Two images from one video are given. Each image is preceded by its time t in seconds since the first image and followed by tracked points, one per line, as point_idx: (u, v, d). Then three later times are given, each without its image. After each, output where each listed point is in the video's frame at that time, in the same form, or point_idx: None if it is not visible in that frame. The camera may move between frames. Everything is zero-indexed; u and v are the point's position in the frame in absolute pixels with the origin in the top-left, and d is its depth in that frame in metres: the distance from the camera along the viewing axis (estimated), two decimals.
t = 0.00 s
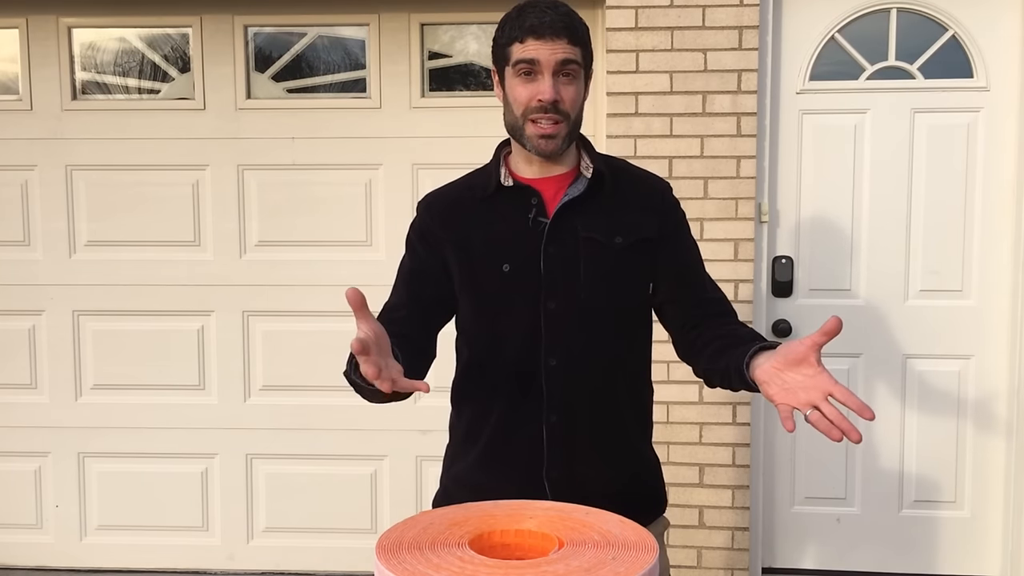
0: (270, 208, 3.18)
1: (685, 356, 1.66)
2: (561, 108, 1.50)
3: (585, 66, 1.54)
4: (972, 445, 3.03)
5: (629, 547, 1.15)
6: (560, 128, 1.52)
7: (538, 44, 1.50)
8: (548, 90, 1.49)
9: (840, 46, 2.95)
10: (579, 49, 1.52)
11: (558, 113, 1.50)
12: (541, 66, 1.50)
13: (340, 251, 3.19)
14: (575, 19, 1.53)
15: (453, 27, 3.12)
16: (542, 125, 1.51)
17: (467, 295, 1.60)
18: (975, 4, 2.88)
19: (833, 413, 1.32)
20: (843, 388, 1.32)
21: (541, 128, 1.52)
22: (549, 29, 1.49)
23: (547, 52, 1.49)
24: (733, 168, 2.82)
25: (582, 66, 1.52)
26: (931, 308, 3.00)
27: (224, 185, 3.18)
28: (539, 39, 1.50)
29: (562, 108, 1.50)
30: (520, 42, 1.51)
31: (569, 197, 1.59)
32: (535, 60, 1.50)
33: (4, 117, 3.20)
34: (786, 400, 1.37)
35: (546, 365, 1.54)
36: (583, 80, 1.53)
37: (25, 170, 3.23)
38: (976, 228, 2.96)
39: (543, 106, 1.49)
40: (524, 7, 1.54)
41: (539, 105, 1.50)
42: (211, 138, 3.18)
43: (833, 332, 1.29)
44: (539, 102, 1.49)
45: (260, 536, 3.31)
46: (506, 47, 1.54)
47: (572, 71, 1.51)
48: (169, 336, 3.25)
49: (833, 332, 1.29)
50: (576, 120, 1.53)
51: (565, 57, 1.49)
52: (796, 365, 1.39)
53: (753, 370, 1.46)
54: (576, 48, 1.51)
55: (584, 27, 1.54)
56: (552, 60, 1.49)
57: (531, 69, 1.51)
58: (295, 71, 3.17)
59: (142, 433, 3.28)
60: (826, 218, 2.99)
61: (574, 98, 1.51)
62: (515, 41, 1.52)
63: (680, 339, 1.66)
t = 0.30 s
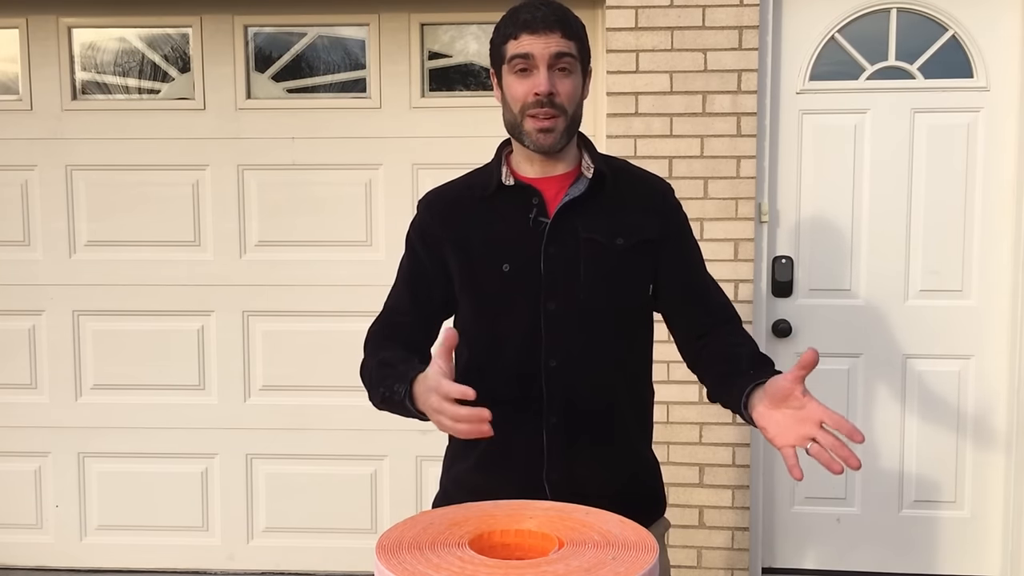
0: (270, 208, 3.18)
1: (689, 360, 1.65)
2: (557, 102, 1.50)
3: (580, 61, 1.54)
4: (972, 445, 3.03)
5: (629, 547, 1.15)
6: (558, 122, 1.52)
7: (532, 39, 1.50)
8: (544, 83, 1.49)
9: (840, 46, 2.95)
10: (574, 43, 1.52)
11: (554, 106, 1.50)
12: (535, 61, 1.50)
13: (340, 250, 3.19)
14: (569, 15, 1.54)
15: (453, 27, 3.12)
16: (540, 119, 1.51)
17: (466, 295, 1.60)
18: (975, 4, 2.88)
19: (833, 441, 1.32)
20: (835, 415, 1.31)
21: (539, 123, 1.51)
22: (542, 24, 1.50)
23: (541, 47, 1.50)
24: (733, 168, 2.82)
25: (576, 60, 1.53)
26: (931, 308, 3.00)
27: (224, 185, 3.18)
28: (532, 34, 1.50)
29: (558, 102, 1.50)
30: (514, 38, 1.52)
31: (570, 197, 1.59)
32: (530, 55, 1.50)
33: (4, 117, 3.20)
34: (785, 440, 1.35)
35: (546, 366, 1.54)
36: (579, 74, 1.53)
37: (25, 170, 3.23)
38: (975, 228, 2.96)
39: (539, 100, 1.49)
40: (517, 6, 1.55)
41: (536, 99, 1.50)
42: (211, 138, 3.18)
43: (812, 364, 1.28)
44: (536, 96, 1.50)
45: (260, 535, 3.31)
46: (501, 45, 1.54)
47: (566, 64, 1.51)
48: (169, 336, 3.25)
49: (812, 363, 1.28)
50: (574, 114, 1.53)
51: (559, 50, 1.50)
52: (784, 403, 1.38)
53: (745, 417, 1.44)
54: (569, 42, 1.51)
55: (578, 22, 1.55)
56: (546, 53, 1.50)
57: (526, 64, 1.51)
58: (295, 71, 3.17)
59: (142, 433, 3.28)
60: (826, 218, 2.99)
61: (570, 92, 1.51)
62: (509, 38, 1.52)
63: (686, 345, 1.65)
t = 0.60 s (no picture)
0: (270, 208, 3.18)
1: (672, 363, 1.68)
2: (557, 100, 1.50)
3: (582, 60, 1.54)
4: (972, 445, 3.03)
5: (630, 547, 1.15)
6: (557, 121, 1.52)
7: (533, 36, 1.50)
8: (544, 80, 1.49)
9: (840, 46, 2.95)
10: (575, 42, 1.52)
11: (553, 104, 1.50)
12: (535, 57, 1.50)
13: (341, 250, 3.19)
14: (571, 14, 1.54)
15: (453, 27, 3.12)
16: (539, 117, 1.51)
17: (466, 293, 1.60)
18: (975, 4, 2.88)
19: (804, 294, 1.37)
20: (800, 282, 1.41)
21: (537, 121, 1.51)
22: (544, 21, 1.50)
23: (542, 43, 1.49)
24: (733, 168, 2.82)
25: (577, 57, 1.52)
26: (931, 308, 3.00)
27: (224, 185, 3.18)
28: (534, 31, 1.50)
29: (558, 99, 1.50)
30: (516, 35, 1.52)
31: (572, 194, 1.59)
32: (530, 52, 1.50)
33: (4, 117, 3.20)
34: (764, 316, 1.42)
35: (545, 364, 1.54)
36: (580, 72, 1.53)
37: (25, 170, 3.23)
38: (975, 228, 2.96)
39: (538, 97, 1.49)
40: (520, 4, 1.55)
41: (535, 97, 1.50)
42: (211, 138, 3.18)
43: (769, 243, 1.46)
44: (535, 93, 1.49)
45: (260, 535, 3.31)
46: (503, 42, 1.55)
47: (567, 62, 1.51)
48: (169, 336, 3.25)
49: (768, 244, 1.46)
50: (574, 113, 1.53)
51: (560, 48, 1.50)
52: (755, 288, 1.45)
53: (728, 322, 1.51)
54: (571, 40, 1.51)
55: (581, 22, 1.55)
56: (547, 50, 1.50)
57: (527, 61, 1.51)
58: (295, 71, 3.17)
59: (142, 433, 3.28)
60: (826, 218, 2.99)
61: (571, 90, 1.51)
62: (511, 34, 1.53)
63: (672, 352, 1.68)
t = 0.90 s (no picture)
0: (270, 208, 3.18)
1: (670, 363, 1.69)
2: (562, 104, 1.50)
3: (588, 65, 1.55)
4: (973, 445, 3.03)
5: (629, 547, 1.15)
6: (560, 126, 1.52)
7: (542, 37, 1.50)
8: (551, 84, 1.49)
9: (839, 46, 2.95)
10: (583, 46, 1.53)
11: (558, 109, 1.50)
12: (543, 60, 1.50)
13: (341, 250, 3.19)
14: (580, 18, 1.54)
15: (453, 27, 3.12)
16: (544, 121, 1.51)
17: (460, 298, 1.61)
18: (975, 4, 2.88)
19: (772, 431, 1.38)
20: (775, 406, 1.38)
21: (540, 125, 1.52)
22: (553, 23, 1.50)
23: (551, 46, 1.50)
24: (733, 168, 2.82)
25: (584, 62, 1.53)
26: (931, 308, 3.00)
27: (224, 185, 3.18)
28: (543, 32, 1.50)
29: (564, 104, 1.50)
30: (524, 34, 1.52)
31: (565, 199, 1.58)
32: (539, 53, 1.50)
33: (4, 117, 3.20)
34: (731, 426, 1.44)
35: (536, 370, 1.55)
36: (585, 78, 1.54)
37: (25, 171, 3.23)
38: (976, 228, 2.96)
39: (544, 100, 1.49)
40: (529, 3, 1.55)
41: (541, 100, 1.50)
42: (211, 138, 3.18)
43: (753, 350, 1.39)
44: (541, 96, 1.50)
45: (260, 535, 3.31)
46: (510, 39, 1.54)
47: (574, 66, 1.51)
48: (169, 336, 3.25)
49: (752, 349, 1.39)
50: (577, 118, 1.53)
51: (569, 52, 1.50)
52: (735, 393, 1.47)
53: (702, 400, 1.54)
54: (578, 44, 1.52)
55: (589, 26, 1.55)
56: (556, 53, 1.50)
57: (534, 63, 1.51)
58: (295, 71, 3.17)
59: (142, 433, 3.28)
60: (826, 218, 2.99)
61: (576, 95, 1.52)
62: (519, 33, 1.52)
63: (669, 350, 1.69)
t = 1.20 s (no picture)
0: (270, 208, 3.18)
1: (665, 367, 1.70)
2: (564, 95, 1.50)
3: (591, 57, 1.54)
4: (973, 445, 3.03)
5: (629, 547, 1.15)
6: (564, 117, 1.51)
7: (542, 30, 1.51)
8: (552, 75, 1.49)
9: (839, 46, 2.95)
10: (584, 38, 1.53)
11: (561, 100, 1.50)
12: (544, 52, 1.51)
13: (341, 250, 3.19)
14: (580, 11, 1.55)
15: (453, 27, 3.12)
16: (547, 112, 1.51)
17: (465, 299, 1.61)
18: (975, 4, 2.88)
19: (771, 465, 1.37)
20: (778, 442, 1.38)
21: (544, 117, 1.52)
22: (553, 16, 1.51)
23: (551, 38, 1.50)
24: (733, 168, 2.82)
25: (586, 54, 1.53)
26: (931, 308, 3.00)
27: (224, 185, 3.18)
28: (543, 25, 1.51)
29: (566, 95, 1.50)
30: (524, 29, 1.52)
31: (573, 202, 1.58)
32: (539, 46, 1.51)
33: (4, 117, 3.20)
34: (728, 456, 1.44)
35: (541, 374, 1.55)
36: (588, 70, 1.53)
37: (25, 170, 3.23)
38: (976, 228, 2.96)
39: (546, 92, 1.49)
40: None
41: (543, 92, 1.50)
42: (211, 138, 3.18)
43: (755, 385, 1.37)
44: (543, 88, 1.50)
45: (260, 535, 3.31)
46: (511, 36, 1.55)
47: (576, 57, 1.51)
48: (169, 336, 3.25)
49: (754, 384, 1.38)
50: (580, 110, 1.53)
51: (569, 43, 1.50)
52: (736, 421, 1.47)
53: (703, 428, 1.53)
54: (579, 35, 1.52)
55: (589, 19, 1.56)
56: (556, 45, 1.50)
57: (535, 56, 1.51)
58: (295, 71, 3.17)
59: (142, 433, 3.28)
60: (826, 218, 2.99)
61: (578, 86, 1.51)
62: (520, 28, 1.53)
63: (664, 355, 1.70)
